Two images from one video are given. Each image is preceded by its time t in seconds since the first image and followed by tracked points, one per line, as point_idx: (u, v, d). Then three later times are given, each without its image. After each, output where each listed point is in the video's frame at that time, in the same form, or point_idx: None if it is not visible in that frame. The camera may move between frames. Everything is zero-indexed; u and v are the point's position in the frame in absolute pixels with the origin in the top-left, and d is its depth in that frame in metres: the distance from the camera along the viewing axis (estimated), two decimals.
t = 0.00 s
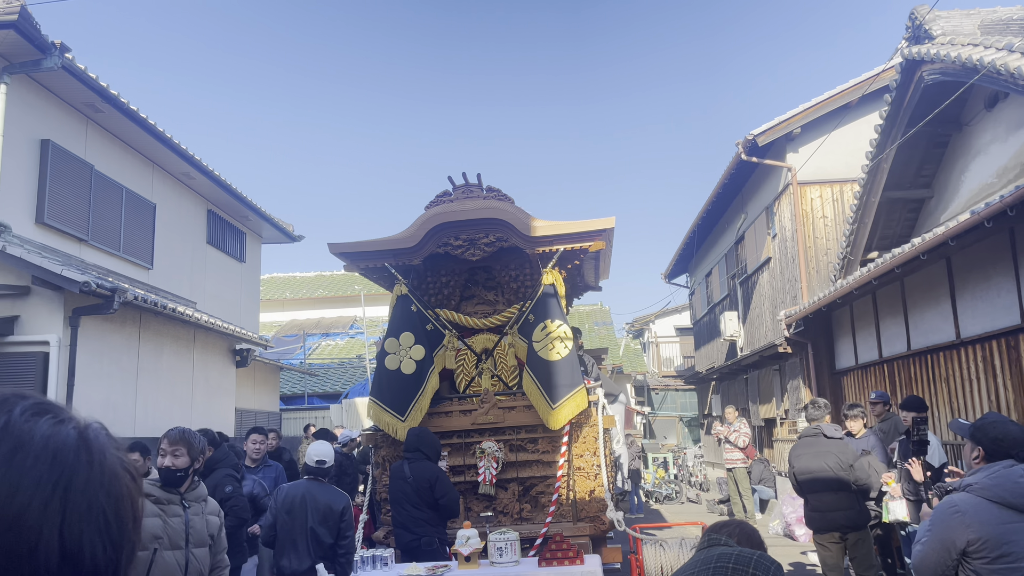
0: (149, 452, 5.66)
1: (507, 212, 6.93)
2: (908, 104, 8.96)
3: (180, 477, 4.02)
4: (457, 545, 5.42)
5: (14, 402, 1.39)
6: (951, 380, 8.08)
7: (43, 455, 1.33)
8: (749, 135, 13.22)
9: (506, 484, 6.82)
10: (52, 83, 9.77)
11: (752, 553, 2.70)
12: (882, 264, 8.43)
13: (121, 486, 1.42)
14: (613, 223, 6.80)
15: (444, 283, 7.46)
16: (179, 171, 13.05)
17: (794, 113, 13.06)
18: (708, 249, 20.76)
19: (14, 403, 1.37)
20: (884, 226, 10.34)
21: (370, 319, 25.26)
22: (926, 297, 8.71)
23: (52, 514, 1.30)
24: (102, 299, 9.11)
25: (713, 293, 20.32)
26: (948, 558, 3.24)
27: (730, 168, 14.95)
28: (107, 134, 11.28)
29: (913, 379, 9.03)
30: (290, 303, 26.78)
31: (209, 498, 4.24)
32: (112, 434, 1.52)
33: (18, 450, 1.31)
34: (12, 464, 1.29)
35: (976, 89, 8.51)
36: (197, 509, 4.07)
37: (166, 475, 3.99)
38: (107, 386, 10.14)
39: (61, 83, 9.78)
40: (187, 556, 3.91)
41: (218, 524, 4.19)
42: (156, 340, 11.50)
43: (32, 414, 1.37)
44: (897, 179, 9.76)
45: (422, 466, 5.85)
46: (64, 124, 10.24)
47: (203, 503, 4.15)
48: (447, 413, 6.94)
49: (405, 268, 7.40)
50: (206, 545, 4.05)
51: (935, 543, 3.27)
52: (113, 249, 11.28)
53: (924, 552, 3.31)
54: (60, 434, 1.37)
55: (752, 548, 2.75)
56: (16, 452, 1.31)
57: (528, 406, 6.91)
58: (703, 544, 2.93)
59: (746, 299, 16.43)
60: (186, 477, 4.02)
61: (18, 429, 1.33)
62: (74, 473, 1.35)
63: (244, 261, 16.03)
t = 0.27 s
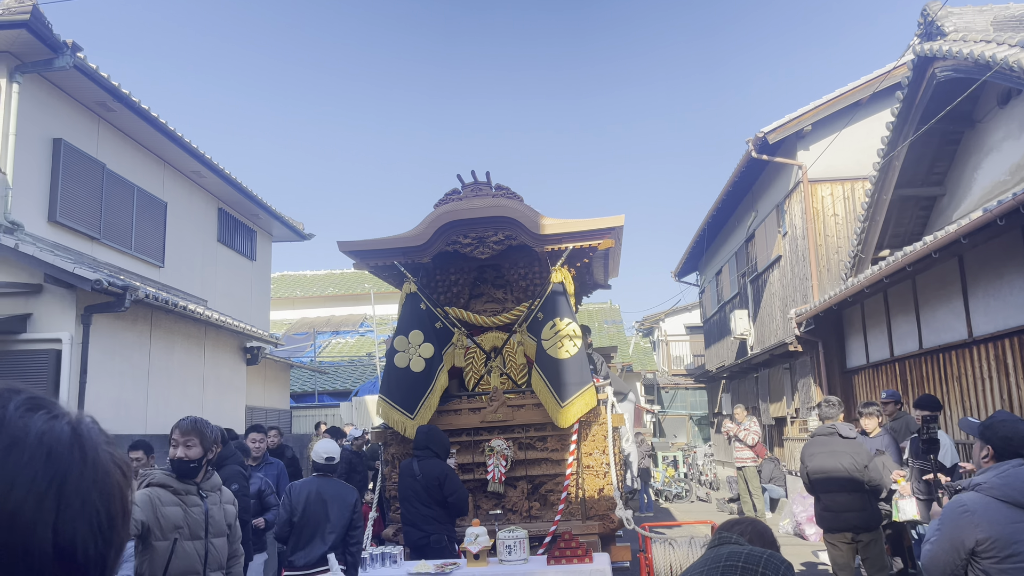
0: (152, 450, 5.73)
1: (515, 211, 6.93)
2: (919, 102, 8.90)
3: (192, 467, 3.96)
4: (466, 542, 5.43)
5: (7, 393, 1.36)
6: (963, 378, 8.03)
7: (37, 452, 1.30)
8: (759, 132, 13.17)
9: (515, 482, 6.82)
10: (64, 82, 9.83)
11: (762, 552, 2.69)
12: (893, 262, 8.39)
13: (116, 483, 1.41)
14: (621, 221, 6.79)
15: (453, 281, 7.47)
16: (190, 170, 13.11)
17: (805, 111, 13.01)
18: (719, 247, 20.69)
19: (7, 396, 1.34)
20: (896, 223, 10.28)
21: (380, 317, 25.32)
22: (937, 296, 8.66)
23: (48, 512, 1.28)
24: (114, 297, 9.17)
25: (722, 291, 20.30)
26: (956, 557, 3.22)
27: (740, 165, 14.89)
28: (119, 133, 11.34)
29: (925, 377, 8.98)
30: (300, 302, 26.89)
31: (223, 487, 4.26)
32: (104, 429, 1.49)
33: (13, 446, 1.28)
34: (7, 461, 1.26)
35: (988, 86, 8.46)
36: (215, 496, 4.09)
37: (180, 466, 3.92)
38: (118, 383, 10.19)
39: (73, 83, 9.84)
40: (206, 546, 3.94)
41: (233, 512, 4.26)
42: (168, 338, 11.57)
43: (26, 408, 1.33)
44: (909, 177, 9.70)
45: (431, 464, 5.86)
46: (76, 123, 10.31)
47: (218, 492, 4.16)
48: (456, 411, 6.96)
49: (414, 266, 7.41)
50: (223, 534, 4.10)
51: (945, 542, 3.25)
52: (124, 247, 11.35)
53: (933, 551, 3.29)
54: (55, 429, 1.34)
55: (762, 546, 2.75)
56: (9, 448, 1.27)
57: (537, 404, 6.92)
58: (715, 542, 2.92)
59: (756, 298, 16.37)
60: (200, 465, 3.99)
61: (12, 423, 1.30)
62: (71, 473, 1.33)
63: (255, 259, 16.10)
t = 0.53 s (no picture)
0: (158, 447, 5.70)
1: (524, 208, 6.93)
2: (931, 98, 8.84)
3: (212, 463, 3.99)
4: (474, 540, 5.43)
5: None
6: (975, 376, 7.98)
7: (18, 438, 1.51)
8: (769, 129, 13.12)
9: (523, 479, 6.82)
10: (75, 81, 9.88)
11: (772, 551, 2.68)
12: (904, 260, 8.35)
13: (93, 466, 1.62)
14: (630, 219, 6.78)
15: (462, 279, 7.47)
16: (200, 168, 13.16)
17: (815, 107, 12.95)
18: (729, 245, 20.62)
19: None
20: (907, 221, 10.21)
21: (390, 315, 25.37)
22: (949, 293, 8.60)
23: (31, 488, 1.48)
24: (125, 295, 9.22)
25: (733, 289, 20.22)
26: (965, 556, 3.21)
27: (750, 163, 14.84)
28: (130, 132, 11.40)
29: (936, 375, 8.93)
30: (310, 299, 26.98)
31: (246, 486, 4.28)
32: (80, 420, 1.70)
33: None
34: None
35: (1000, 82, 8.39)
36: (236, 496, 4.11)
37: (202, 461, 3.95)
38: (129, 380, 10.25)
39: (84, 81, 9.90)
40: (227, 543, 3.96)
41: (255, 512, 4.24)
42: (178, 335, 11.62)
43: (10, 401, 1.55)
44: (920, 174, 9.64)
45: (440, 461, 5.87)
46: (87, 121, 10.37)
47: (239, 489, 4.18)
48: (465, 409, 6.96)
49: (423, 264, 7.42)
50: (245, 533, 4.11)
51: (954, 541, 3.24)
52: (135, 245, 11.42)
53: (943, 550, 3.27)
54: (32, 419, 1.55)
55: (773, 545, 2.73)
56: None
57: (546, 401, 6.91)
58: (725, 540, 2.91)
59: (766, 295, 16.31)
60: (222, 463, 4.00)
61: None
62: (50, 453, 1.54)
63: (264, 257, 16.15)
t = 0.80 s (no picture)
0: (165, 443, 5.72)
1: (532, 206, 6.91)
2: (942, 94, 8.77)
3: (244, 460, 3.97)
4: (481, 536, 5.44)
5: None
6: (986, 374, 7.92)
7: None
8: (779, 126, 13.06)
9: (531, 477, 6.82)
10: (84, 79, 9.92)
11: (779, 550, 2.67)
12: (915, 257, 8.30)
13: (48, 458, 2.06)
14: (637, 216, 6.76)
15: (469, 277, 7.47)
16: (209, 166, 13.20)
17: (825, 104, 12.88)
18: (738, 242, 20.54)
19: None
20: (917, 218, 10.14)
21: (398, 313, 25.40)
22: (960, 291, 8.54)
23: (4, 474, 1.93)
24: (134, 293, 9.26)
25: (742, 287, 20.14)
26: (976, 555, 3.18)
27: (759, 160, 14.78)
28: (139, 130, 11.44)
29: (947, 373, 8.88)
30: (319, 297, 27.04)
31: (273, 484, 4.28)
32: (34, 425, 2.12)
33: None
34: None
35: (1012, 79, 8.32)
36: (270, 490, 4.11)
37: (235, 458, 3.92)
38: (138, 377, 10.28)
39: (93, 80, 9.94)
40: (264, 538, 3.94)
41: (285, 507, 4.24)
42: (187, 333, 11.66)
43: None
44: (930, 171, 9.58)
45: (447, 459, 5.87)
46: (97, 120, 10.41)
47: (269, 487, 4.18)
48: (473, 406, 6.96)
49: (431, 262, 7.43)
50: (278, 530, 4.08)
51: (964, 539, 3.21)
52: (145, 243, 11.47)
53: (953, 549, 3.25)
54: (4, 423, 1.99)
55: (781, 543, 2.72)
56: None
57: (554, 399, 6.91)
58: (731, 537, 2.91)
59: (775, 293, 16.24)
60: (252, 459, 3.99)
61: None
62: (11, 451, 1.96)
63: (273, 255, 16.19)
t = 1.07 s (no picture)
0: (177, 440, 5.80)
1: (539, 204, 6.91)
2: (952, 91, 8.72)
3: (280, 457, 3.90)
4: (489, 534, 5.44)
5: None
6: (997, 372, 7.88)
7: None
8: (788, 124, 13.01)
9: (539, 475, 6.82)
10: (94, 79, 9.97)
11: (791, 549, 2.66)
12: (925, 255, 8.26)
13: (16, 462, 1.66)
14: (645, 214, 6.75)
15: (477, 275, 7.48)
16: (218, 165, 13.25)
17: (834, 101, 12.82)
18: (747, 240, 20.47)
19: None
20: (927, 215, 10.08)
21: (407, 311, 25.43)
22: (970, 289, 8.50)
23: None
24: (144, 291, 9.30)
25: (750, 285, 20.08)
26: (987, 554, 3.16)
27: (768, 158, 14.74)
28: (149, 129, 11.49)
29: (958, 372, 8.83)
30: (328, 296, 27.12)
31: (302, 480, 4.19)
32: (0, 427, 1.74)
33: None
34: None
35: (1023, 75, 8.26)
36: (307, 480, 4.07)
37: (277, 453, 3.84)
38: (148, 376, 10.33)
39: (103, 79, 9.98)
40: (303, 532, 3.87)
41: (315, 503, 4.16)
42: (197, 331, 11.71)
43: None
44: (941, 168, 9.53)
45: (454, 456, 5.87)
46: (107, 119, 10.46)
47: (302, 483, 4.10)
48: (481, 405, 6.96)
49: (438, 260, 7.43)
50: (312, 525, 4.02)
51: (974, 538, 3.19)
52: (154, 242, 11.52)
53: (963, 547, 3.23)
54: None
55: (793, 543, 2.71)
56: None
57: (562, 397, 6.90)
58: (742, 535, 2.90)
59: (784, 291, 16.19)
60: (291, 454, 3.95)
61: None
62: None
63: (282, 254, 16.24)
